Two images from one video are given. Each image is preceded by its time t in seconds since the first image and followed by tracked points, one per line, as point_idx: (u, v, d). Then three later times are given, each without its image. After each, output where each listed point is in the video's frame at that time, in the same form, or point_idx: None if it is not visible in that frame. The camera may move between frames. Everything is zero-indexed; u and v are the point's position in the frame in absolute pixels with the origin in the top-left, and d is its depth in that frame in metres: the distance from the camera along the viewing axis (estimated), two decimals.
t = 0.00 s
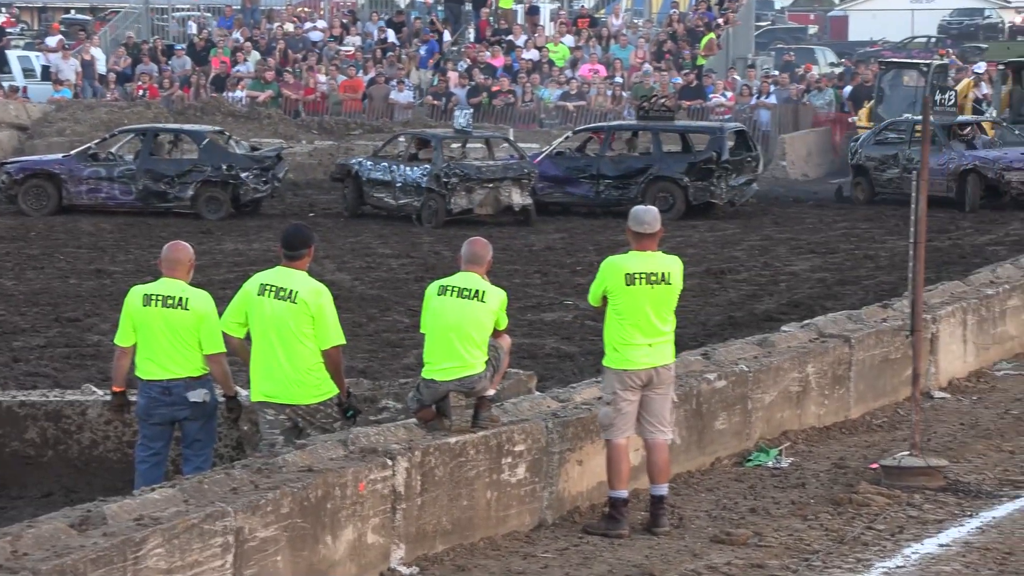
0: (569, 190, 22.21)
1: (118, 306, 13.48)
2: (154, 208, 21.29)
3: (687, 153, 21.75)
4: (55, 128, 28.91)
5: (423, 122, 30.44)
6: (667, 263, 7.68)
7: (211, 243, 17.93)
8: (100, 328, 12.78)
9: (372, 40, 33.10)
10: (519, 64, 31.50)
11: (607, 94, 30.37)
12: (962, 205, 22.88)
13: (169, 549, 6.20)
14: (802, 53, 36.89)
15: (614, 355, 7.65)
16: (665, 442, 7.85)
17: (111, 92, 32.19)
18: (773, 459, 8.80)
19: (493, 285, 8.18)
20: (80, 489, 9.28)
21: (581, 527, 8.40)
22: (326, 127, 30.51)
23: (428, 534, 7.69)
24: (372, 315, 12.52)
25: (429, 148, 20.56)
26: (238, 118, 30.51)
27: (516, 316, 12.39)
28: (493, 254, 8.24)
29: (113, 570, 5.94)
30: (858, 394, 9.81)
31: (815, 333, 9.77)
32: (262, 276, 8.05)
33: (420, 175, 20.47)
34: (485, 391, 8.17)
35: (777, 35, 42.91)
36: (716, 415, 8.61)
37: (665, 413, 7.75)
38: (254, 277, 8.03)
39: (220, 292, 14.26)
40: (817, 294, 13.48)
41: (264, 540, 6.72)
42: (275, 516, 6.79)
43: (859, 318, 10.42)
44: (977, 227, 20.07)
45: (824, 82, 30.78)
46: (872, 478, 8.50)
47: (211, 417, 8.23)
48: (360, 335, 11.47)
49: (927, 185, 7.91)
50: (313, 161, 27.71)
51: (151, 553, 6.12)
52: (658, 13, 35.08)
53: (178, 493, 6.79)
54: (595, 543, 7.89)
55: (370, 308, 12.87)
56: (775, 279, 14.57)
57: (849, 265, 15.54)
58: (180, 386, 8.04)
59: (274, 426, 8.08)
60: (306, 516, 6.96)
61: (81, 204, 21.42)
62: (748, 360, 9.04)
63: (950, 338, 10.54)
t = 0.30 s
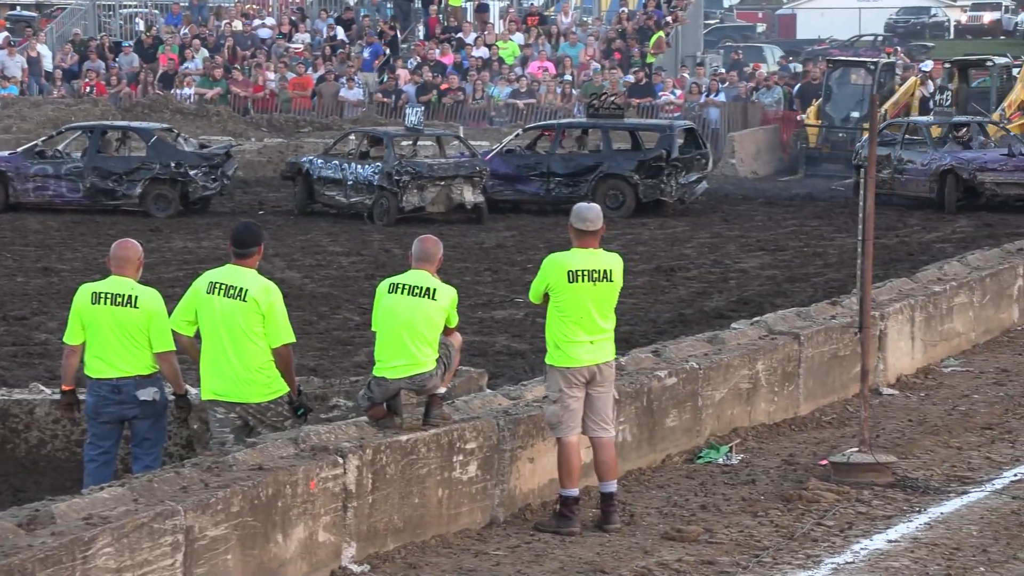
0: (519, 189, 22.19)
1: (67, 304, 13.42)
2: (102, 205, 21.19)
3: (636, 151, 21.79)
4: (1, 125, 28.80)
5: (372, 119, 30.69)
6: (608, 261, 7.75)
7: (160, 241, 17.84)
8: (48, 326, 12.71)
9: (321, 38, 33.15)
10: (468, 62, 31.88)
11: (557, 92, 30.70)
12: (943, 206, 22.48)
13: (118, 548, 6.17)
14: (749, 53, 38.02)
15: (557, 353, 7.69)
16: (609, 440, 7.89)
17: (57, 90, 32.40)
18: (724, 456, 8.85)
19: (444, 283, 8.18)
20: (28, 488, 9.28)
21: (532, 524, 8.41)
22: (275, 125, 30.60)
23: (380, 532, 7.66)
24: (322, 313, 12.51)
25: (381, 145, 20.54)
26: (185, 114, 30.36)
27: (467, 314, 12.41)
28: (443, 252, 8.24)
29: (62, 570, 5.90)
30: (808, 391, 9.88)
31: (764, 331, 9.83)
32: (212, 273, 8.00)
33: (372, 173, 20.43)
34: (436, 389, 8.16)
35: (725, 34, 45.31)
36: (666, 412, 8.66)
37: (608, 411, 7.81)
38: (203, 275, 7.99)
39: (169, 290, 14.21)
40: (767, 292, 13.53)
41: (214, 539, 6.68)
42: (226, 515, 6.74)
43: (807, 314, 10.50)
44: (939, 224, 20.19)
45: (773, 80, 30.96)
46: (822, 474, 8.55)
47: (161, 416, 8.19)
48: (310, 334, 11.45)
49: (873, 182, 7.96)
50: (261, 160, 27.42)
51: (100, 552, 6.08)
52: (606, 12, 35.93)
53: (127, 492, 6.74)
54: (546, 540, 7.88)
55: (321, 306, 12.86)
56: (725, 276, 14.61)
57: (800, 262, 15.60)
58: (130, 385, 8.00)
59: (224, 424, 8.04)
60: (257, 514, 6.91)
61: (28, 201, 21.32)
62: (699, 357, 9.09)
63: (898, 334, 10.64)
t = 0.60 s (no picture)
0: (500, 185, 22.18)
1: (44, 300, 13.39)
2: (79, 200, 21.10)
3: (615, 147, 21.82)
4: None
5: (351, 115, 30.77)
6: (580, 257, 7.80)
7: (138, 237, 17.80)
8: (25, 322, 12.68)
9: (300, 34, 33.50)
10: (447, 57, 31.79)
11: (536, 87, 30.62)
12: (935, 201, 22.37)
13: (96, 544, 6.15)
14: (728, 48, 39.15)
15: (530, 351, 7.73)
16: (580, 437, 7.95)
17: (35, 85, 32.21)
18: (703, 451, 8.87)
19: (422, 278, 8.17)
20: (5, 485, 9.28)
21: (511, 520, 8.42)
22: (253, 120, 30.59)
23: (358, 528, 7.65)
24: (301, 308, 12.51)
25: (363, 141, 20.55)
26: (164, 110, 30.58)
27: (446, 310, 12.43)
28: (423, 248, 8.23)
29: (39, 567, 5.87)
30: (786, 386, 9.91)
31: (743, 326, 9.85)
32: (189, 269, 7.99)
33: (353, 169, 20.41)
34: (416, 384, 8.14)
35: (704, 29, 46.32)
36: (645, 408, 8.69)
37: (579, 409, 7.87)
38: (181, 271, 7.98)
39: (147, 286, 14.20)
40: (745, 287, 13.54)
41: (193, 535, 6.65)
42: (204, 511, 6.72)
43: (786, 310, 10.54)
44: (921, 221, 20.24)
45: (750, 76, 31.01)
46: (800, 470, 8.58)
47: (140, 411, 8.18)
48: (289, 330, 11.45)
49: (851, 178, 7.98)
50: (240, 155, 27.47)
51: (78, 548, 6.06)
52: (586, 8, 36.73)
53: (105, 488, 6.72)
54: (525, 536, 7.88)
55: (299, 302, 12.85)
56: (703, 272, 14.63)
57: (778, 258, 15.63)
58: (107, 380, 7.98)
59: (202, 421, 8.03)
60: (236, 510, 6.89)
61: (6, 197, 21.26)
62: (678, 353, 9.11)
63: (877, 329, 10.68)
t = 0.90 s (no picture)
0: (473, 181, 22.19)
1: (15, 297, 13.35)
2: (52, 196, 21.01)
3: (589, 142, 21.85)
4: None
5: (325, 111, 30.85)
6: (548, 253, 7.85)
7: (111, 233, 17.75)
8: None
9: (273, 29, 33.39)
10: (422, 53, 31.94)
11: (509, 83, 30.82)
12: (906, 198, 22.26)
13: (68, 541, 6.14)
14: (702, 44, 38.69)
15: (501, 347, 7.81)
16: (550, 433, 8.05)
17: (6, 80, 31.74)
18: (677, 447, 8.88)
19: (396, 274, 8.15)
20: None
21: (485, 516, 8.43)
22: (228, 116, 30.70)
23: (332, 524, 7.63)
24: (275, 305, 12.50)
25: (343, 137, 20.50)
26: (136, 107, 30.15)
27: (420, 307, 12.45)
28: (397, 244, 8.22)
29: (10, 564, 5.86)
30: (760, 382, 9.94)
31: (717, 322, 9.87)
32: (162, 265, 7.97)
33: (334, 166, 20.42)
34: (390, 380, 8.14)
35: (677, 26, 46.83)
36: (620, 404, 8.71)
37: (547, 407, 7.96)
38: (154, 267, 7.95)
39: (120, 283, 14.16)
40: (719, 283, 13.55)
41: (166, 532, 6.64)
42: (177, 508, 6.70)
43: (759, 307, 10.57)
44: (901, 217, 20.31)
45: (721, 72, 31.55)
46: (774, 465, 8.60)
47: (112, 408, 8.17)
48: (262, 326, 11.44)
49: (825, 173, 7.98)
50: (213, 151, 27.29)
51: (51, 545, 6.05)
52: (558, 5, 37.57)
53: (78, 484, 6.70)
54: (499, 532, 7.89)
55: (273, 298, 12.85)
56: (677, 268, 14.64)
57: (752, 253, 15.66)
58: (80, 377, 7.97)
59: (176, 417, 8.02)
60: (209, 506, 6.87)
61: None
62: (652, 348, 9.13)
63: (850, 325, 10.72)
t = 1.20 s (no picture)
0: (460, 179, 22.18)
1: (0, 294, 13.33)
2: (39, 191, 20.98)
3: (577, 138, 21.89)
4: None
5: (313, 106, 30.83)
6: (533, 248, 7.93)
7: (98, 228, 17.73)
8: None
9: (260, 25, 32.84)
10: (409, 49, 31.72)
11: (498, 78, 30.77)
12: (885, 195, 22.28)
13: (57, 537, 6.12)
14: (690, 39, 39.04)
15: (487, 344, 7.84)
16: (539, 429, 8.08)
17: None
18: (665, 442, 8.90)
19: (385, 270, 8.16)
20: None
21: (473, 512, 8.43)
22: (215, 111, 30.59)
23: (321, 520, 7.62)
24: (263, 300, 12.51)
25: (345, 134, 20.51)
26: (123, 102, 30.27)
27: (409, 303, 12.47)
28: (386, 240, 8.23)
29: None
30: (748, 378, 9.96)
31: (705, 318, 9.89)
32: (150, 261, 7.95)
33: (338, 163, 20.37)
34: (378, 376, 8.14)
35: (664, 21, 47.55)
36: (608, 400, 8.71)
37: (535, 403, 7.99)
38: (142, 263, 7.94)
39: (108, 278, 14.16)
40: (708, 279, 13.55)
41: (154, 528, 6.62)
42: (166, 504, 6.68)
43: (747, 301, 10.61)
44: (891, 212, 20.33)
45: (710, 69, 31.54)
46: (762, 461, 8.61)
47: (100, 404, 8.18)
48: (250, 321, 11.45)
49: (813, 169, 7.99)
50: (201, 147, 27.04)
51: (39, 541, 6.04)
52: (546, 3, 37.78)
53: (66, 481, 6.68)
54: (488, 528, 7.89)
55: (261, 294, 12.85)
56: (665, 264, 14.65)
57: (740, 249, 15.67)
58: (67, 373, 7.97)
59: (164, 413, 8.00)
60: (198, 503, 6.85)
61: None
62: (640, 344, 9.14)
63: (838, 320, 10.74)
